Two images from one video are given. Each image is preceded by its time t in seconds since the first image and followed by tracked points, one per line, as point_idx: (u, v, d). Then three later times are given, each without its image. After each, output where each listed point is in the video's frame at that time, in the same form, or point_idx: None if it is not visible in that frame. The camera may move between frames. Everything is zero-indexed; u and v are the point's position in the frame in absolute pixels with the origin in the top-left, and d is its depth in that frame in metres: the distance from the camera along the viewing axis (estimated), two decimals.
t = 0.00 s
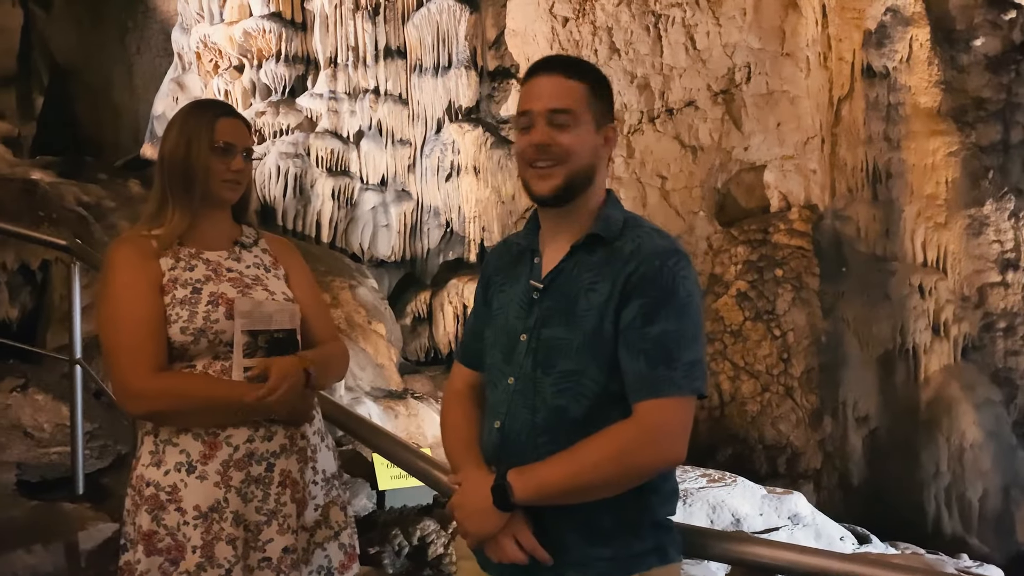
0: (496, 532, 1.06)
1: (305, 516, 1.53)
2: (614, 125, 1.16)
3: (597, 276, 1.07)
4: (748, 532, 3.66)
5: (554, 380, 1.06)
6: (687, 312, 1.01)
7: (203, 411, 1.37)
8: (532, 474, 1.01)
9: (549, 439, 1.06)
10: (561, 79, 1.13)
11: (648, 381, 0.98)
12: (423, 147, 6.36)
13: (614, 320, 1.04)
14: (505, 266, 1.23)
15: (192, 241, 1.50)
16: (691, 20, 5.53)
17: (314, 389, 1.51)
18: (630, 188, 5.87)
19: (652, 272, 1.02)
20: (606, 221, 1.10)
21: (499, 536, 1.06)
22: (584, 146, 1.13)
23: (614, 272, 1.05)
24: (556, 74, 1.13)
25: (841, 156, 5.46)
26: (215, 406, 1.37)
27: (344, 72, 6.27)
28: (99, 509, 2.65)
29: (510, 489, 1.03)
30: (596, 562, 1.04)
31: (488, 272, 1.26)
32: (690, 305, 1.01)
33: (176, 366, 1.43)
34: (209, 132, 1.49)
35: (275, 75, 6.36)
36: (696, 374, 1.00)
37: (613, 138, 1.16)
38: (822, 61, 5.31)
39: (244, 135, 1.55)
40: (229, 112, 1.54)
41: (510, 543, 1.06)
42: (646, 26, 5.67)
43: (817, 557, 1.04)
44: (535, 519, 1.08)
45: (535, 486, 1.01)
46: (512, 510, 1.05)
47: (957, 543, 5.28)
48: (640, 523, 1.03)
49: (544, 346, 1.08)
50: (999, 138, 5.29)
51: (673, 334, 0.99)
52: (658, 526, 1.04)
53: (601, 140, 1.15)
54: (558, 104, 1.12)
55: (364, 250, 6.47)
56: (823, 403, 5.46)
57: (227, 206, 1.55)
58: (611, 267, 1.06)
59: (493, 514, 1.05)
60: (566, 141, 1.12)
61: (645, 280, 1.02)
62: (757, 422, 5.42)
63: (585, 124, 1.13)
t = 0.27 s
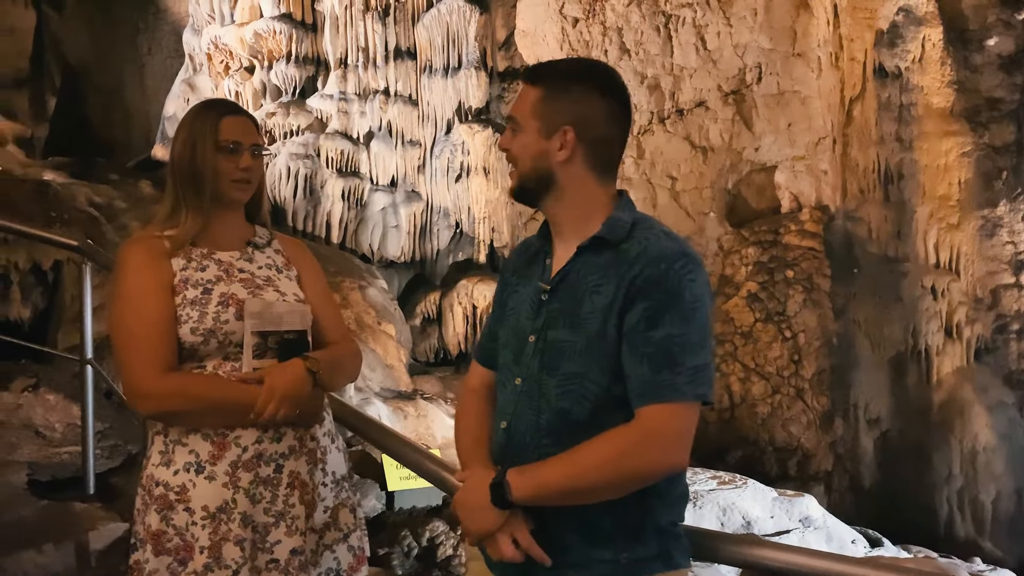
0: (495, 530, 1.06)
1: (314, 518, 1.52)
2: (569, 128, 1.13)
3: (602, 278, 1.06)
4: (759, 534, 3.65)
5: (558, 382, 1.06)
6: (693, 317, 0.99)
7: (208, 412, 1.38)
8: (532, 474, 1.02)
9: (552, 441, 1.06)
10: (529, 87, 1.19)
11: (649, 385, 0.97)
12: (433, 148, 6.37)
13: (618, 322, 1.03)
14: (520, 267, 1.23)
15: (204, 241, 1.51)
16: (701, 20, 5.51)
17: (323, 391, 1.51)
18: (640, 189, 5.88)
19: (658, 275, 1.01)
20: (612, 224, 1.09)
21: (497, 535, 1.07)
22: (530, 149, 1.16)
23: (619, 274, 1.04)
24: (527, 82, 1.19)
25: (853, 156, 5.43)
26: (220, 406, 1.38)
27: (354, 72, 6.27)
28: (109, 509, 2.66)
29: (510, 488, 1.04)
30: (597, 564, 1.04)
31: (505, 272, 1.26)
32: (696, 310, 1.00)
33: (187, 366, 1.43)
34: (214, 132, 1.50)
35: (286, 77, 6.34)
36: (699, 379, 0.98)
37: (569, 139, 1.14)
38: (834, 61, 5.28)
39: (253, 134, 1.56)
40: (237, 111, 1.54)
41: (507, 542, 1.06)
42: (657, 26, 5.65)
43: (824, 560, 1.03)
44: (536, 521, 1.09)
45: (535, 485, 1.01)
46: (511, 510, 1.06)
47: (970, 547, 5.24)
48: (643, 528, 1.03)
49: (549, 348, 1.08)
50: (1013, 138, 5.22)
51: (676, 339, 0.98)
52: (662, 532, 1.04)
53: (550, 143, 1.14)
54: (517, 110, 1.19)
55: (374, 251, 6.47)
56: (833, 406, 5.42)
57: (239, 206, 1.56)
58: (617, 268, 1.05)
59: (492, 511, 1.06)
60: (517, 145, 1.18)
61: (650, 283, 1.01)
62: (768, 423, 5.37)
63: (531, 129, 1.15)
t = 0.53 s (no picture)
0: (494, 524, 1.09)
1: (329, 518, 1.52)
2: (581, 128, 1.14)
3: (606, 277, 1.06)
4: (775, 536, 3.62)
5: (560, 380, 1.06)
6: (695, 314, 0.97)
7: (220, 413, 1.38)
8: (527, 470, 1.03)
9: (554, 438, 1.07)
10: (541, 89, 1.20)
11: (644, 383, 0.97)
12: (446, 149, 6.38)
13: (619, 321, 1.02)
14: (541, 266, 1.24)
15: (222, 242, 1.52)
16: (715, 19, 5.52)
17: (340, 391, 1.51)
18: (654, 190, 5.82)
19: (658, 274, 1.00)
20: (620, 224, 1.08)
21: (497, 530, 1.10)
22: (543, 150, 1.17)
23: (622, 273, 1.04)
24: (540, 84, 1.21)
25: (869, 157, 5.33)
26: (231, 408, 1.38)
27: (367, 73, 6.29)
28: (125, 508, 2.68)
29: (506, 482, 1.05)
30: (598, 564, 1.07)
31: (527, 274, 1.27)
32: (699, 308, 0.98)
33: (203, 367, 1.44)
34: (231, 135, 1.50)
35: (300, 78, 6.38)
36: (699, 377, 0.96)
37: (581, 141, 1.14)
38: (850, 61, 5.22)
39: (270, 136, 1.56)
40: (254, 113, 1.54)
41: (507, 537, 1.09)
42: (670, 26, 5.65)
43: (836, 561, 1.03)
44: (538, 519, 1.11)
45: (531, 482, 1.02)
46: (509, 505, 1.08)
47: (987, 549, 5.12)
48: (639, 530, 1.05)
49: (553, 346, 1.08)
50: None
51: (674, 337, 0.97)
52: (662, 536, 1.06)
53: (562, 145, 1.16)
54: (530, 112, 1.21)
55: (387, 252, 6.47)
56: (848, 407, 5.43)
57: (257, 208, 1.56)
58: (620, 267, 1.05)
59: (490, 506, 1.08)
60: (531, 147, 1.20)
61: (650, 282, 1.00)
62: (783, 425, 5.38)
63: (545, 130, 1.17)
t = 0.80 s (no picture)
0: (516, 522, 1.10)
1: (352, 517, 1.53)
2: (648, 129, 1.18)
3: (629, 273, 1.05)
4: (794, 538, 3.60)
5: (582, 376, 1.06)
6: (717, 309, 0.97)
7: (242, 411, 1.38)
8: (548, 466, 1.03)
9: (576, 435, 1.06)
10: (587, 89, 1.18)
11: (666, 378, 0.96)
12: (463, 149, 6.37)
13: (642, 315, 1.02)
14: (563, 269, 1.25)
15: (247, 242, 1.53)
16: (733, 18, 5.48)
17: (362, 391, 1.52)
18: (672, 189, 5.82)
19: (680, 269, 0.99)
20: (644, 220, 1.07)
21: (519, 527, 1.10)
22: (611, 151, 1.17)
23: (644, 268, 1.03)
24: (583, 85, 1.19)
25: (890, 157, 5.26)
26: (253, 407, 1.39)
27: (385, 75, 6.34)
28: (146, 506, 2.71)
29: (527, 479, 1.05)
30: (620, 565, 1.06)
31: (549, 276, 1.28)
32: (721, 302, 0.97)
33: (227, 365, 1.45)
34: (256, 136, 1.51)
35: (318, 79, 6.40)
36: (722, 371, 0.96)
37: (648, 141, 1.19)
38: (870, 60, 5.15)
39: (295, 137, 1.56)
40: (280, 115, 1.55)
41: (529, 535, 1.10)
42: (688, 25, 5.63)
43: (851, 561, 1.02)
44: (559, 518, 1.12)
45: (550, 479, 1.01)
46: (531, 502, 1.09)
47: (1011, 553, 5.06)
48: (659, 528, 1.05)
49: (575, 342, 1.08)
50: None
51: (697, 331, 0.96)
52: (685, 534, 1.05)
53: (627, 145, 1.18)
54: (581, 113, 1.18)
55: (405, 252, 6.48)
56: (869, 409, 5.39)
57: (281, 209, 1.57)
58: (643, 263, 1.04)
59: (512, 504, 1.09)
60: (590, 147, 1.17)
61: (672, 276, 0.99)
62: (803, 427, 5.40)
63: (609, 131, 1.17)
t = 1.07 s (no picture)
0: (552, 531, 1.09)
1: (376, 516, 1.53)
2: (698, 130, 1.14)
3: (662, 273, 1.04)
4: (817, 540, 3.57)
5: (614, 376, 1.05)
6: (756, 307, 0.96)
7: (274, 410, 1.39)
8: (590, 472, 1.02)
9: (609, 435, 1.06)
10: (643, 85, 1.11)
11: (707, 377, 0.95)
12: (482, 149, 6.38)
13: (677, 315, 1.01)
14: (583, 265, 1.22)
15: (274, 241, 1.53)
16: (754, 17, 5.46)
17: (388, 389, 1.54)
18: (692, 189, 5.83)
19: (717, 269, 0.98)
20: (675, 218, 1.07)
21: (554, 535, 1.10)
22: (671, 152, 1.12)
23: (678, 268, 1.03)
24: (639, 80, 1.11)
25: (912, 155, 5.16)
26: (286, 406, 1.40)
27: (404, 75, 6.33)
28: (169, 505, 2.73)
29: (569, 488, 1.04)
30: (655, 565, 1.05)
31: (567, 273, 1.25)
32: (759, 301, 0.97)
33: (254, 363, 1.45)
34: (282, 136, 1.51)
35: (336, 80, 6.44)
36: (764, 370, 0.95)
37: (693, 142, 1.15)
38: (892, 57, 5.07)
39: (320, 137, 1.57)
40: (305, 115, 1.55)
41: (564, 544, 1.09)
42: (708, 23, 5.63)
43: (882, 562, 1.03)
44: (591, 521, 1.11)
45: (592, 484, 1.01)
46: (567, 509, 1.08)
47: None
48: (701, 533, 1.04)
49: (605, 342, 1.07)
50: None
51: (738, 330, 0.95)
52: (723, 536, 1.04)
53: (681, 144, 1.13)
54: (643, 109, 1.10)
55: (422, 252, 6.54)
56: (891, 410, 5.35)
57: (306, 209, 1.58)
58: (676, 262, 1.03)
59: (551, 515, 1.08)
60: (651, 144, 1.10)
61: (709, 275, 0.99)
62: (824, 426, 5.45)
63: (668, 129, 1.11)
